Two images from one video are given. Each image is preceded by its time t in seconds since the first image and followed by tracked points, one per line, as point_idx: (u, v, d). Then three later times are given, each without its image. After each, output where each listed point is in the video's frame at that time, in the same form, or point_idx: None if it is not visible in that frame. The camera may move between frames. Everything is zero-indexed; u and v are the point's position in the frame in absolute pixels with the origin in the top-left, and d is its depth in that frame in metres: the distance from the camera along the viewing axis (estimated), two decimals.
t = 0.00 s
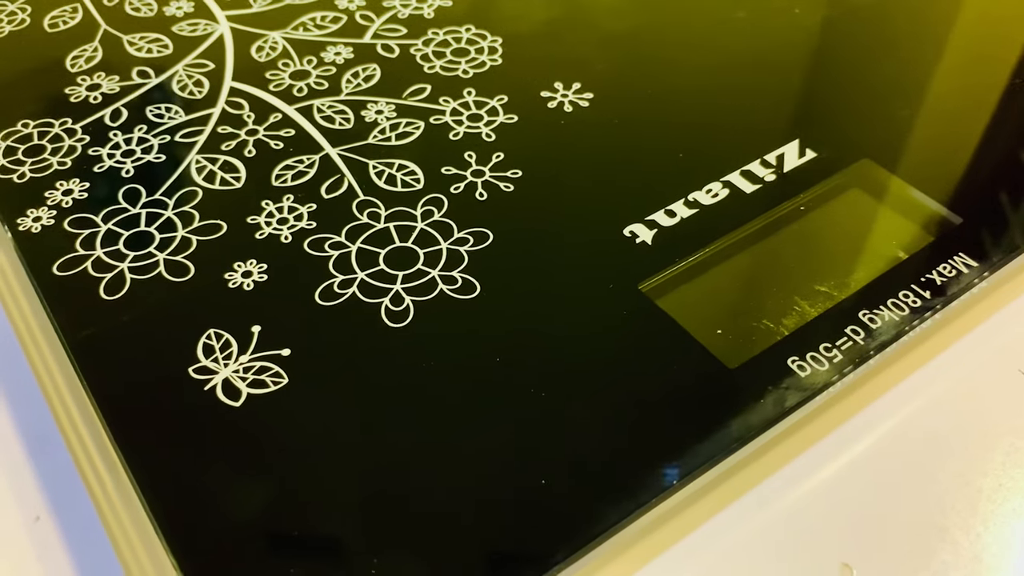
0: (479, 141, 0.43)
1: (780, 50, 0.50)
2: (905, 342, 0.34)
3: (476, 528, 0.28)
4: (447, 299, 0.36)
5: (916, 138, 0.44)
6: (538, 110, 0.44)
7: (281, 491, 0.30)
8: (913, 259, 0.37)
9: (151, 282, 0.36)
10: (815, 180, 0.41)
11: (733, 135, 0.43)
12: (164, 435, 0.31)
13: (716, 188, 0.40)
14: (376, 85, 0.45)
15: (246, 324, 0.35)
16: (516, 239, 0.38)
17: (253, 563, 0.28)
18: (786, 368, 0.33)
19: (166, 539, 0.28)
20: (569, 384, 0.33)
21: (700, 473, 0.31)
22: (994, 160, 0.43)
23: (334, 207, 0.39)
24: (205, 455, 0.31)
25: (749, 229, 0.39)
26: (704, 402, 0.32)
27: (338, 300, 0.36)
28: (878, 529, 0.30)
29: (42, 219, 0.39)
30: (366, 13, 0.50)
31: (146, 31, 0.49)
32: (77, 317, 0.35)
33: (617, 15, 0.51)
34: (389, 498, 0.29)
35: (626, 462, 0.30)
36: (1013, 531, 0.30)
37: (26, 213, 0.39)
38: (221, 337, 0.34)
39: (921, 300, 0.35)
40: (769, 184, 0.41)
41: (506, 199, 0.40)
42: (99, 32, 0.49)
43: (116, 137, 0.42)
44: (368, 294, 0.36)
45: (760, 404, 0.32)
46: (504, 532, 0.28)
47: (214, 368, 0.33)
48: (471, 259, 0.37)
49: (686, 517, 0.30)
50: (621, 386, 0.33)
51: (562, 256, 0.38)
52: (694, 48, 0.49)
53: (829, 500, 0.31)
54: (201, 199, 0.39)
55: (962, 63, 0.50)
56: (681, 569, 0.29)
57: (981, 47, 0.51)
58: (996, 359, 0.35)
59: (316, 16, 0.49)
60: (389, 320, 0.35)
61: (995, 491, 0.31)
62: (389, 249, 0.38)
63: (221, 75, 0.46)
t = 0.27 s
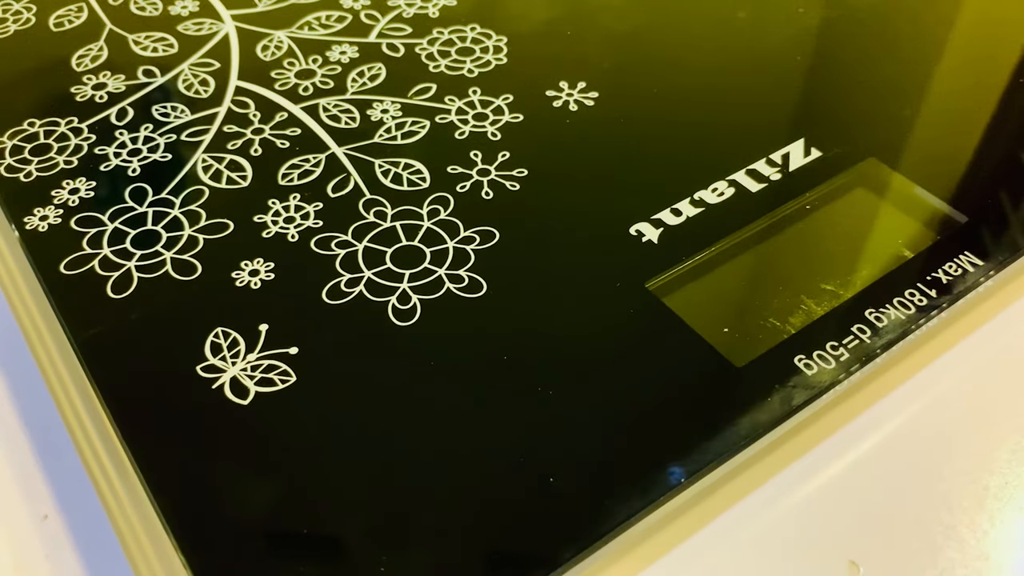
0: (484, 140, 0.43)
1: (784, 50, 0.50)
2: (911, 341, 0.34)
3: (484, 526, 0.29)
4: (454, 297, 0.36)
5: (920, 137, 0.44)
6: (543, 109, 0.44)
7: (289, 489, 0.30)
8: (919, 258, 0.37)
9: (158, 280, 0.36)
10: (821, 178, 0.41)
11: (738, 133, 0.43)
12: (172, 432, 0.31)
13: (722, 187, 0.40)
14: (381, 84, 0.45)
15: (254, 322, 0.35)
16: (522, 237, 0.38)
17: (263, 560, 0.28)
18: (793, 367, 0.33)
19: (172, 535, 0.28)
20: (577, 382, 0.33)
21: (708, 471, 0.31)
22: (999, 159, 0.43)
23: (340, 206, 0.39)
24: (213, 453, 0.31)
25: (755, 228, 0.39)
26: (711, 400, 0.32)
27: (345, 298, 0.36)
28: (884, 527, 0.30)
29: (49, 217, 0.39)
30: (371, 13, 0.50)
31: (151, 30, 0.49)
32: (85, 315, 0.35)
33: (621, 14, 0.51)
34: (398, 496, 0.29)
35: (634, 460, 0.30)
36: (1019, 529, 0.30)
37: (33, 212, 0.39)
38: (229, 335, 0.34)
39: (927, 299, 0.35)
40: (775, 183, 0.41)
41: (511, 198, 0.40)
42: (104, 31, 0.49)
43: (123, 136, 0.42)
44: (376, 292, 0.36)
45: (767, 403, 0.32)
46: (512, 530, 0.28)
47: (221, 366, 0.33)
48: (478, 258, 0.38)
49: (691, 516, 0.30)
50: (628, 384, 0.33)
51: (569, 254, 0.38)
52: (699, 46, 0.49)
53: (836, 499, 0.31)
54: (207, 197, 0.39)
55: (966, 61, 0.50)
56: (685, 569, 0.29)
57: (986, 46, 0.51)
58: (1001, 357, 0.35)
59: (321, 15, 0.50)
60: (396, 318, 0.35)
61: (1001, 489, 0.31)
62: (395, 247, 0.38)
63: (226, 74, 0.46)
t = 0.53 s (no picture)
0: (491, 139, 0.43)
1: (790, 50, 0.50)
2: (918, 339, 0.34)
3: (493, 525, 0.29)
4: (462, 296, 0.36)
5: (926, 137, 0.44)
6: (549, 108, 0.44)
7: (298, 487, 0.30)
8: (926, 257, 0.37)
9: (166, 278, 0.36)
10: (827, 177, 0.41)
11: (744, 132, 0.43)
12: (182, 430, 0.31)
13: (728, 186, 0.41)
14: (387, 83, 0.45)
15: (262, 320, 0.35)
16: (529, 236, 0.38)
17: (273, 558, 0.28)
18: (801, 365, 0.33)
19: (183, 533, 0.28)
20: (585, 380, 0.33)
21: (714, 470, 0.31)
22: (1004, 158, 0.43)
23: (347, 205, 0.39)
24: (223, 450, 0.31)
25: (762, 227, 0.39)
26: (719, 399, 0.32)
27: (353, 297, 0.36)
28: (891, 526, 0.30)
29: (56, 216, 0.39)
30: (377, 12, 0.50)
31: (157, 29, 0.49)
32: (93, 313, 0.35)
33: (627, 13, 0.52)
34: (407, 494, 0.29)
35: (642, 459, 0.30)
36: None
37: (41, 211, 0.39)
38: (237, 333, 0.34)
39: (934, 297, 0.35)
40: (781, 182, 0.41)
41: (518, 197, 0.40)
42: (111, 30, 0.49)
43: (130, 135, 0.43)
44: (384, 291, 0.36)
45: (775, 400, 0.32)
46: (521, 528, 0.29)
47: (230, 364, 0.33)
48: (485, 256, 0.38)
49: (696, 516, 0.30)
50: (636, 382, 0.33)
51: (576, 253, 0.38)
52: (704, 46, 0.49)
53: (844, 497, 0.31)
54: (215, 196, 0.40)
55: (971, 61, 0.50)
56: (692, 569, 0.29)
57: (990, 46, 0.51)
58: (1008, 355, 0.35)
59: (327, 14, 0.50)
60: (404, 317, 0.35)
61: (1008, 487, 0.31)
62: (403, 246, 0.38)
63: (233, 73, 0.46)
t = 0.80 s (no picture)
0: (498, 138, 0.43)
1: (796, 49, 0.50)
2: (927, 337, 0.35)
3: (503, 523, 0.29)
4: (471, 294, 0.36)
5: (932, 136, 0.45)
6: (556, 107, 0.44)
7: (309, 484, 0.30)
8: (933, 256, 0.37)
9: (176, 277, 0.36)
10: (835, 176, 0.42)
11: (751, 131, 0.44)
12: (193, 427, 0.31)
13: (736, 184, 0.41)
14: (395, 82, 0.45)
15: (272, 318, 0.35)
16: (538, 235, 0.38)
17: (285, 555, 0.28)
18: (810, 364, 0.33)
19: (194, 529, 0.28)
20: (595, 378, 0.33)
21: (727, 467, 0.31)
22: (1011, 157, 0.43)
23: (356, 203, 0.39)
24: (234, 447, 0.31)
25: (770, 225, 0.39)
26: (729, 396, 0.32)
27: (362, 295, 0.36)
28: (900, 522, 0.30)
29: (65, 214, 0.39)
30: (384, 11, 0.50)
31: (165, 28, 0.49)
32: (104, 311, 0.35)
33: (633, 12, 0.52)
34: (418, 491, 0.29)
35: (652, 456, 0.31)
36: None
37: (50, 209, 0.39)
38: (247, 331, 0.34)
39: (942, 296, 0.35)
40: (789, 181, 0.41)
41: (526, 195, 0.40)
42: (118, 29, 0.49)
43: (138, 133, 0.43)
44: (393, 289, 0.36)
45: (785, 398, 0.32)
46: (532, 526, 0.29)
47: (240, 362, 0.33)
48: (494, 255, 0.38)
49: (704, 516, 0.30)
50: (646, 380, 0.33)
51: (584, 251, 0.38)
52: (710, 45, 0.50)
53: (853, 493, 0.31)
54: (223, 195, 0.40)
55: (977, 61, 0.50)
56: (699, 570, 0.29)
57: (996, 46, 0.51)
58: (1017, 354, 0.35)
59: (334, 13, 0.50)
60: (414, 315, 0.35)
61: (1016, 485, 0.31)
62: (412, 244, 0.38)
63: (241, 72, 0.46)
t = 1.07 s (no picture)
0: (505, 138, 0.43)
1: (802, 48, 0.50)
2: (933, 336, 0.35)
3: (511, 524, 0.29)
4: (479, 293, 0.36)
5: (938, 135, 0.45)
6: (562, 106, 0.44)
7: (319, 483, 0.30)
8: (940, 255, 0.37)
9: (184, 276, 0.36)
10: (841, 175, 0.42)
11: (757, 130, 0.44)
12: (202, 426, 0.31)
13: (742, 183, 0.41)
14: (401, 81, 0.45)
15: (280, 317, 0.35)
16: (545, 234, 0.38)
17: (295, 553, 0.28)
18: (817, 362, 0.33)
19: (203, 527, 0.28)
20: (603, 378, 0.33)
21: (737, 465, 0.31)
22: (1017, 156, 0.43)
23: (363, 203, 0.39)
24: (243, 446, 0.31)
25: (777, 224, 0.39)
26: (737, 394, 0.32)
27: (370, 294, 0.36)
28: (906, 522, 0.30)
29: (73, 213, 0.39)
30: (390, 11, 0.50)
31: (170, 27, 0.49)
32: (112, 309, 0.35)
33: (639, 11, 0.52)
34: (427, 489, 0.29)
35: (660, 455, 0.31)
36: None
37: (58, 208, 0.39)
38: (255, 330, 0.34)
39: (949, 295, 0.35)
40: (795, 181, 0.41)
41: (533, 194, 0.40)
42: (124, 28, 0.49)
43: (145, 132, 0.43)
44: (400, 288, 0.36)
45: (792, 398, 0.32)
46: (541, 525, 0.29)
47: (249, 361, 0.33)
48: (501, 254, 0.38)
49: (708, 516, 0.30)
50: (654, 380, 0.33)
51: (591, 251, 0.38)
52: (716, 44, 0.50)
53: (859, 493, 0.31)
54: (230, 194, 0.40)
55: (982, 61, 0.50)
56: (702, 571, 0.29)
57: (1001, 46, 0.51)
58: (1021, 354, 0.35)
59: (340, 13, 0.50)
60: (422, 314, 0.35)
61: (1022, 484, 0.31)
62: (419, 243, 0.38)
63: (247, 71, 0.46)
